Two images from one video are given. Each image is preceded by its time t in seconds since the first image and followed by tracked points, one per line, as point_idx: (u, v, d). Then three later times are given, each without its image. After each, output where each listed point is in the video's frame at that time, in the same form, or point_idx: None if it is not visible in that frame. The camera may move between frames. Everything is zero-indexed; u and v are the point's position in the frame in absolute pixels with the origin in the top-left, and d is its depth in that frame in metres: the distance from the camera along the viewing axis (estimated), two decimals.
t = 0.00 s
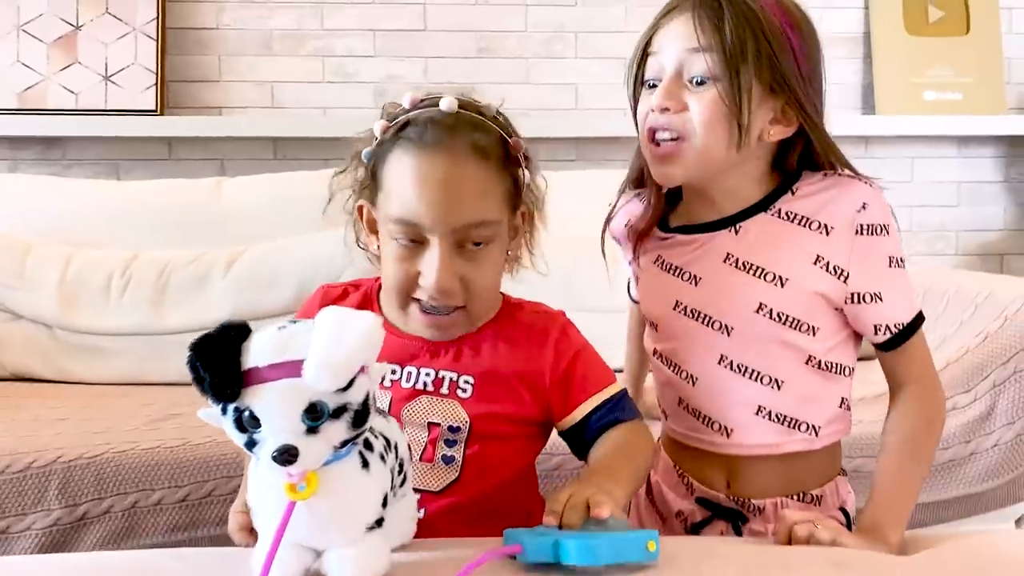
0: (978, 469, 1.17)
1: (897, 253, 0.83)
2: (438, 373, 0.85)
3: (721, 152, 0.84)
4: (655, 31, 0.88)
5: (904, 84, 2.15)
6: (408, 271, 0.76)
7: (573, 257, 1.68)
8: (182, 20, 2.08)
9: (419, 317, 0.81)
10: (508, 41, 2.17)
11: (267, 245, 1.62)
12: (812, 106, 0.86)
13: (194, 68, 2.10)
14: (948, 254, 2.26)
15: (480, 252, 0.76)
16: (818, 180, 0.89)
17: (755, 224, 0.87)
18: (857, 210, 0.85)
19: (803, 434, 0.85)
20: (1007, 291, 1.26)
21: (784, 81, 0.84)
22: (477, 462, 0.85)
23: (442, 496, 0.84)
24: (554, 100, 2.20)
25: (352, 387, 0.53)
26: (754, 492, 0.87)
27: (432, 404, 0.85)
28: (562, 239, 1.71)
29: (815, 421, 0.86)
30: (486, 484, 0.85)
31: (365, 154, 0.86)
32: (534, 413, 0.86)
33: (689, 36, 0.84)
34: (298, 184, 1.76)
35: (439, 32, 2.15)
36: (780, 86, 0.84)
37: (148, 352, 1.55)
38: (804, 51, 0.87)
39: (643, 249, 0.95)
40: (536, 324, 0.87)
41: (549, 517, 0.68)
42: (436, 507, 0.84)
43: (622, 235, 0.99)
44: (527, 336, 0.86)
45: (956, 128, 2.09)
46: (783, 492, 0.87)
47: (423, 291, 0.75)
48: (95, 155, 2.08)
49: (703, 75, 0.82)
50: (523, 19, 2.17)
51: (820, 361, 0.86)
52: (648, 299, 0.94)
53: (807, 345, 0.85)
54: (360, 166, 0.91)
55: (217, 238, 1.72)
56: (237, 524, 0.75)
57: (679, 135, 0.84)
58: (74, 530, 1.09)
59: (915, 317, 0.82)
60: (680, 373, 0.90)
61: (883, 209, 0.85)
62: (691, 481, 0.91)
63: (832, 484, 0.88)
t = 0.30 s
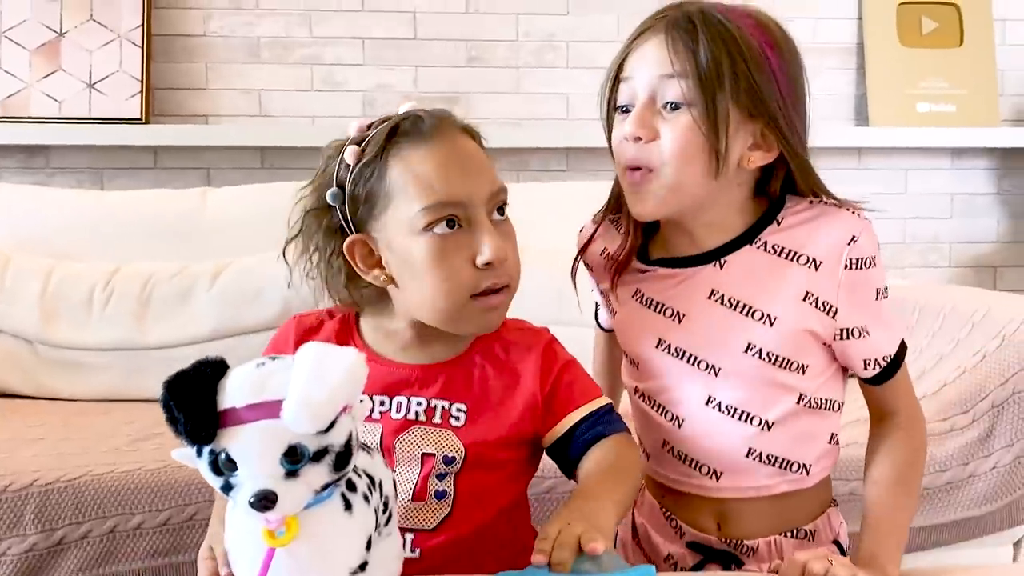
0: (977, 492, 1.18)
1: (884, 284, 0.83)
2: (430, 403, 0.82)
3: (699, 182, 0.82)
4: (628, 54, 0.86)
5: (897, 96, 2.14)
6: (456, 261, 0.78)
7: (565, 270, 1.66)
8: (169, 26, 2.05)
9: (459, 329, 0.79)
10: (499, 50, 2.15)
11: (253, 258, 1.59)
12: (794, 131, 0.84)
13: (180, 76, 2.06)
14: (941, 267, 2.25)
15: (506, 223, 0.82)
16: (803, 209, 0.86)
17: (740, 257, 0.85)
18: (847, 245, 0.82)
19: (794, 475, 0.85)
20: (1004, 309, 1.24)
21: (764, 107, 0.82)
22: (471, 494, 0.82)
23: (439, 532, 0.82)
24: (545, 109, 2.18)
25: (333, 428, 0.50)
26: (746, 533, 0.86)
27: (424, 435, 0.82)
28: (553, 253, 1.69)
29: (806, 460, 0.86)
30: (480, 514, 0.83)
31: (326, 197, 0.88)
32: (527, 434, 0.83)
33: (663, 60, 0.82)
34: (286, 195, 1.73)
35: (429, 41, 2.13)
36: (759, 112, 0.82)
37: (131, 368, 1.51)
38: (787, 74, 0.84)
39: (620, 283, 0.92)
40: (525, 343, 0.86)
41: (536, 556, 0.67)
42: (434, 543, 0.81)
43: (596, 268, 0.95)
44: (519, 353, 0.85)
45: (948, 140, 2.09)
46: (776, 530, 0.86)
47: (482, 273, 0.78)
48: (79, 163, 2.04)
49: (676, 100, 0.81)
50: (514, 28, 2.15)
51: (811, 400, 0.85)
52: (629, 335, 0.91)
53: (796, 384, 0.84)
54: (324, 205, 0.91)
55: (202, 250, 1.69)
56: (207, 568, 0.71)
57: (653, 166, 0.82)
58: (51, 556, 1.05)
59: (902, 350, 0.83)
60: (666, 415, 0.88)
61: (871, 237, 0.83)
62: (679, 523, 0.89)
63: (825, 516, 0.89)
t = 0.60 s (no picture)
0: (975, 498, 1.17)
1: (853, 303, 0.85)
2: (418, 405, 0.81)
3: (657, 199, 0.82)
4: (579, 68, 0.85)
5: (892, 99, 2.14)
6: (438, 251, 0.78)
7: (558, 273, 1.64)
8: (160, 26, 2.03)
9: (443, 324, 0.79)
10: (493, 51, 2.14)
11: (243, 260, 1.57)
12: (752, 146, 0.83)
13: (170, 75, 2.04)
14: (936, 271, 2.24)
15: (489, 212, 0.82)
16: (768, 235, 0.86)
17: (706, 281, 0.85)
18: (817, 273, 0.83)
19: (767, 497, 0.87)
20: (999, 314, 1.23)
21: (719, 123, 0.81)
22: (459, 499, 0.80)
23: (428, 537, 0.79)
24: (539, 111, 2.17)
25: (322, 435, 0.49)
26: (718, 541, 0.87)
27: (413, 437, 0.80)
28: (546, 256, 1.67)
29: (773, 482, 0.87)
30: (469, 519, 0.80)
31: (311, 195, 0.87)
32: (516, 438, 0.81)
33: (614, 75, 0.81)
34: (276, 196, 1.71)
35: (423, 41, 2.11)
36: (714, 129, 0.81)
37: (120, 371, 1.49)
38: (742, 88, 0.84)
39: (586, 306, 0.92)
40: (514, 346, 0.85)
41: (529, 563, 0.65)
42: (421, 548, 0.78)
43: (562, 288, 0.95)
44: (508, 356, 0.84)
45: (943, 144, 2.08)
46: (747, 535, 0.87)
47: (463, 261, 0.78)
48: (68, 163, 2.02)
49: (630, 118, 0.81)
50: (508, 29, 2.14)
51: (781, 425, 0.86)
52: (594, 362, 0.90)
53: (767, 411, 0.85)
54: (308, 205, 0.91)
55: (192, 252, 1.67)
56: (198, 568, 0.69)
57: (611, 184, 0.82)
58: (34, 563, 1.03)
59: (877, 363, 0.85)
60: (636, 444, 0.87)
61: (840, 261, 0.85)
62: (651, 537, 0.90)
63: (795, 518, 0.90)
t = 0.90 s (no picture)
0: (969, 498, 1.17)
1: (774, 301, 0.76)
2: (413, 401, 0.81)
3: (640, 193, 0.78)
4: (562, 57, 0.81)
5: (888, 101, 2.14)
6: (433, 236, 0.78)
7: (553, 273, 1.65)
8: (156, 24, 2.02)
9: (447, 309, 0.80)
10: (490, 52, 2.14)
11: (238, 259, 1.57)
12: (733, 144, 0.80)
13: (167, 74, 2.04)
14: (930, 272, 2.25)
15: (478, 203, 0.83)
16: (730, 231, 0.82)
17: (672, 276, 0.84)
18: (749, 256, 0.79)
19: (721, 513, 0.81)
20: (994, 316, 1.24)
21: (702, 118, 0.78)
22: (455, 494, 0.80)
23: (424, 533, 0.78)
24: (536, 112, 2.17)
25: (321, 430, 0.49)
26: (701, 545, 0.84)
27: (410, 432, 0.80)
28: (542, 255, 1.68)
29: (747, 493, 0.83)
30: (463, 517, 0.80)
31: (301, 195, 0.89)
32: (510, 436, 0.83)
33: (597, 64, 0.77)
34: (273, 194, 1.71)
35: (420, 41, 2.11)
36: (696, 123, 0.77)
37: (115, 370, 1.49)
38: (724, 82, 0.80)
39: (560, 308, 0.91)
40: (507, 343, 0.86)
41: (527, 562, 0.65)
42: (418, 544, 0.78)
43: (540, 291, 0.93)
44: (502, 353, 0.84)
45: (939, 147, 2.09)
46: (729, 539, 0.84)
47: (458, 246, 0.78)
48: (64, 161, 2.01)
49: (614, 109, 0.77)
50: (505, 29, 2.14)
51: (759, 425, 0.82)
52: (568, 361, 0.90)
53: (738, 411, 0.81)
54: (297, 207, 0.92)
55: (187, 250, 1.66)
56: (198, 567, 0.69)
57: (593, 176, 0.78)
58: (29, 561, 1.03)
59: (768, 372, 0.74)
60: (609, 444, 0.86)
61: (804, 276, 0.78)
62: (635, 538, 0.88)
63: (782, 520, 0.86)
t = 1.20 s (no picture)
0: (964, 496, 1.18)
1: (756, 277, 0.76)
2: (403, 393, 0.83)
3: (644, 173, 0.79)
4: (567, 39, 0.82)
5: (886, 103, 2.16)
6: (417, 230, 0.78)
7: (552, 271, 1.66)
8: (157, 22, 2.03)
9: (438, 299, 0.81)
10: (490, 52, 2.15)
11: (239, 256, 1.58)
12: (736, 122, 0.81)
13: (169, 72, 2.05)
14: (927, 273, 2.27)
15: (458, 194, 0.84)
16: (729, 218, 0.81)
17: (670, 259, 0.84)
18: (738, 233, 0.79)
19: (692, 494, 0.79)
20: (991, 315, 1.25)
21: (704, 97, 0.79)
22: (449, 484, 0.81)
23: (420, 522, 0.80)
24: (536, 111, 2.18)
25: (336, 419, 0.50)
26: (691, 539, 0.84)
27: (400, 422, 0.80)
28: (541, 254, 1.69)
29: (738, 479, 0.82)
30: (458, 506, 0.81)
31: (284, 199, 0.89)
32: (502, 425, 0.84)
33: (600, 45, 0.78)
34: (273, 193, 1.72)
35: (420, 41, 2.12)
36: (698, 103, 0.78)
37: (117, 366, 1.50)
38: (726, 62, 0.80)
39: (559, 294, 0.92)
40: (495, 333, 0.86)
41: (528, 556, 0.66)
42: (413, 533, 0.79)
43: (543, 277, 0.94)
44: (490, 343, 0.85)
45: (936, 149, 2.11)
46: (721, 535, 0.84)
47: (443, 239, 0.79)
48: (65, 159, 2.02)
49: (618, 89, 0.78)
50: (506, 30, 2.15)
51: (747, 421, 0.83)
52: (564, 345, 0.89)
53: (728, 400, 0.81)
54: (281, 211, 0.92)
55: (188, 247, 1.67)
56: (202, 556, 0.70)
57: (600, 156, 0.79)
58: (33, 554, 1.04)
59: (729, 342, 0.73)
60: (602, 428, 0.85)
61: (792, 258, 0.77)
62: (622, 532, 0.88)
63: (772, 519, 0.87)
